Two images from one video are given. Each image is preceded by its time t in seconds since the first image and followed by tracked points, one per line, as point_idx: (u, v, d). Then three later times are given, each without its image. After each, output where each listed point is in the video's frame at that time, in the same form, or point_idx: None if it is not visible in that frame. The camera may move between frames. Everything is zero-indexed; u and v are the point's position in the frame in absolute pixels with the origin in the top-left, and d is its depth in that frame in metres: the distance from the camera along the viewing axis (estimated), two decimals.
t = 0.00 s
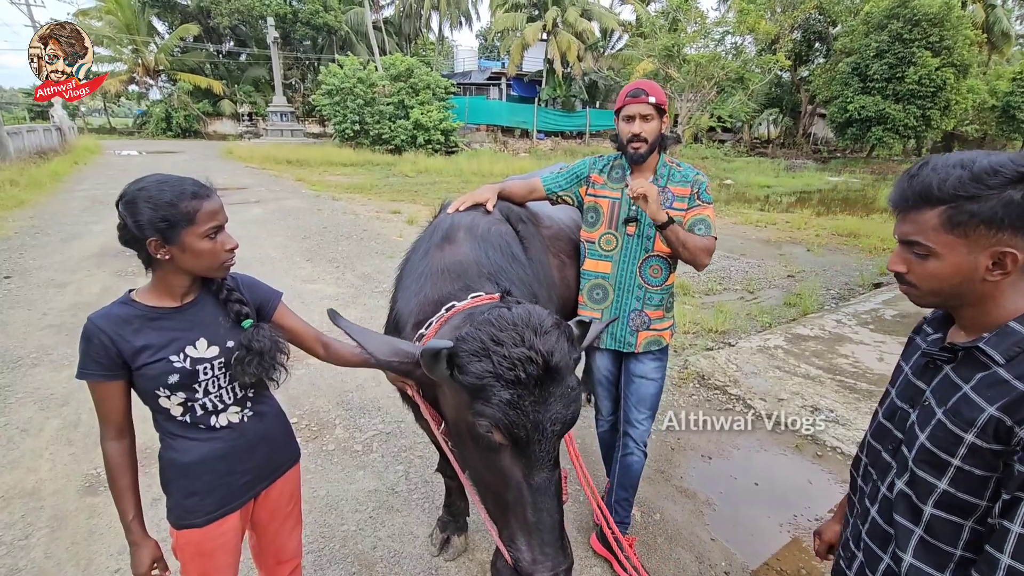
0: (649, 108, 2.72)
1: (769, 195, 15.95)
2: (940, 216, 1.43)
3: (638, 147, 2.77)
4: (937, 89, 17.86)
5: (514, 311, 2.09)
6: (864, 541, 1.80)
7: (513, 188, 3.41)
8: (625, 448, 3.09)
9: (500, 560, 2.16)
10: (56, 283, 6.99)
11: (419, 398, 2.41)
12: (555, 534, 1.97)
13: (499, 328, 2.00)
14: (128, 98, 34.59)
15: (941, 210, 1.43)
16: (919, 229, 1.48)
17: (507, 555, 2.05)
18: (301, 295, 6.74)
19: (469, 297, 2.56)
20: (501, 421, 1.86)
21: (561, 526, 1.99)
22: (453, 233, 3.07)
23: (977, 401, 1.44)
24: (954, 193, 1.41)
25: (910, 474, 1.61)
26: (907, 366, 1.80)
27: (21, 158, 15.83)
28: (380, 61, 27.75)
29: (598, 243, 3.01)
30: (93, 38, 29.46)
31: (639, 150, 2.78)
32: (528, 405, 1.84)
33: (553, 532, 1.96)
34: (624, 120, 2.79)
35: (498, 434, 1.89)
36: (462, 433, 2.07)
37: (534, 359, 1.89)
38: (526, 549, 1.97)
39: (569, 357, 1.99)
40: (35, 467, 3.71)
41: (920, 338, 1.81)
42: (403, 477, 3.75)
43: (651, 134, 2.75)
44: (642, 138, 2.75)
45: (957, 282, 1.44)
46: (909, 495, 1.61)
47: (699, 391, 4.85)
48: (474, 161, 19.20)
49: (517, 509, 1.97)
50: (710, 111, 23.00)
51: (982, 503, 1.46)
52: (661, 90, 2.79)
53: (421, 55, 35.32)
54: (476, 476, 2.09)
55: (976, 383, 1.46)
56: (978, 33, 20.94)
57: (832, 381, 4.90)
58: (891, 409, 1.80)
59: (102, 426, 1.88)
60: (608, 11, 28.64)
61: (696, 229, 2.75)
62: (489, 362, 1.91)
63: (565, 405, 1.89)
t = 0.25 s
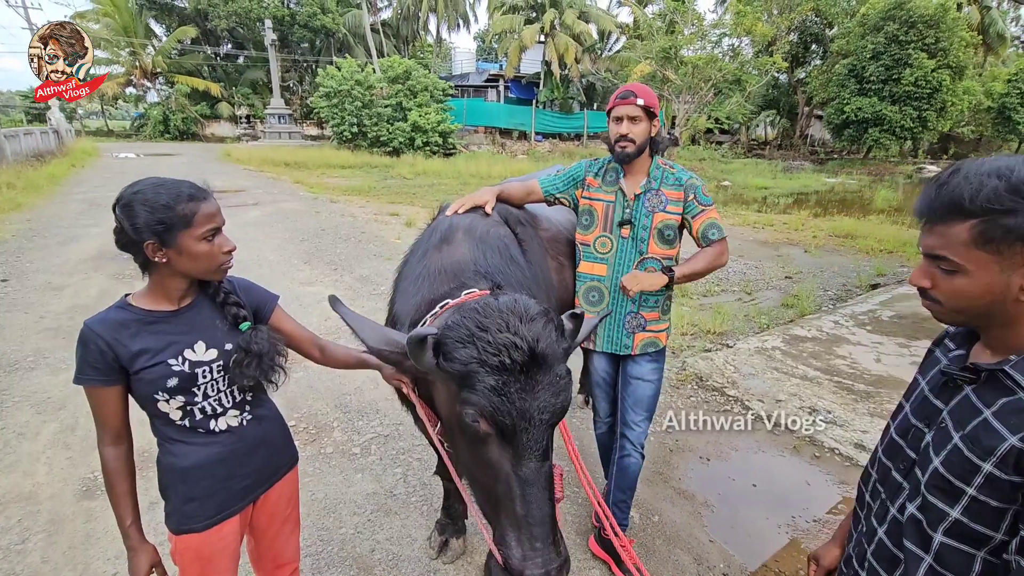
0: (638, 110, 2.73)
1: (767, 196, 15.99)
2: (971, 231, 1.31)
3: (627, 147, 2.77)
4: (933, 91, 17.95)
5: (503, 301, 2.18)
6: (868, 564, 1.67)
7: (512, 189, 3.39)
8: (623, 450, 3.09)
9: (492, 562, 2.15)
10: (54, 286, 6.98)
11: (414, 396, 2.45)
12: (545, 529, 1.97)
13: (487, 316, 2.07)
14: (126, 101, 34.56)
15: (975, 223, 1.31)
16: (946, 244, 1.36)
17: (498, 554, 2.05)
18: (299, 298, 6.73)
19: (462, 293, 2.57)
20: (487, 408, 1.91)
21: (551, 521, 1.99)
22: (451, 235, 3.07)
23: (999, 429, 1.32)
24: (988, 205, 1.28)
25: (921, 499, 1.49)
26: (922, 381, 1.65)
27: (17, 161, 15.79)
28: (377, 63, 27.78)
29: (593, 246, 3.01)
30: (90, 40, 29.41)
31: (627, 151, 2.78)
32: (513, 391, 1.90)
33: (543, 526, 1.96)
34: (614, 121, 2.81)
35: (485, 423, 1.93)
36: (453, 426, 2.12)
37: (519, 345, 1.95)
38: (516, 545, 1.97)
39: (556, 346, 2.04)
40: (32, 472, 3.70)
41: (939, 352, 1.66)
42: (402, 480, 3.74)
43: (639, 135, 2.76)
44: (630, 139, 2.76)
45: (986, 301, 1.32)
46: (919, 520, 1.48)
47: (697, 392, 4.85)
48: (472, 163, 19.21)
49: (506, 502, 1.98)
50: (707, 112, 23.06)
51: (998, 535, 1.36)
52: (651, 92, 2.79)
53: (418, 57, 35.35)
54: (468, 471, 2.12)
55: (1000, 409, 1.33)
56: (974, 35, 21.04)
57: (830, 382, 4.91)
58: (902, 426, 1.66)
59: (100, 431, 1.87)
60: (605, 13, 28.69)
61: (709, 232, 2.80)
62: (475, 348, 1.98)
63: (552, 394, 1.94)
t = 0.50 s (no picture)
0: (636, 111, 2.73)
1: (763, 197, 16.04)
2: (983, 247, 1.29)
3: (625, 148, 2.76)
4: (927, 92, 18.07)
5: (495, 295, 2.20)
6: None
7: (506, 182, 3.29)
8: (620, 451, 3.09)
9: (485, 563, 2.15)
10: (48, 289, 6.94)
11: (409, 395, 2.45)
12: (536, 526, 1.96)
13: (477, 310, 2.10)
14: (121, 103, 34.47)
15: (986, 239, 1.28)
16: (957, 259, 1.34)
17: (491, 554, 2.05)
18: (295, 300, 6.71)
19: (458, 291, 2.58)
20: (476, 402, 1.92)
21: (542, 519, 1.98)
22: (449, 236, 3.07)
23: (1009, 458, 1.28)
24: (1000, 221, 1.26)
25: (930, 523, 1.45)
26: (934, 398, 1.62)
27: (11, 163, 15.72)
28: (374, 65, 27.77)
29: (591, 246, 3.01)
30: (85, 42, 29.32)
31: (626, 152, 2.77)
32: (503, 384, 1.91)
33: (535, 523, 1.96)
34: (609, 122, 2.80)
35: (474, 417, 1.95)
36: (446, 422, 2.14)
37: (508, 338, 1.97)
38: (507, 543, 1.97)
39: (547, 339, 2.05)
40: (26, 476, 3.67)
41: (955, 369, 1.62)
42: (399, 483, 3.73)
43: (637, 135, 2.76)
44: (628, 140, 2.75)
45: (994, 321, 1.30)
46: (926, 543, 1.45)
47: (694, 394, 4.85)
48: (468, 165, 19.22)
49: (497, 498, 1.99)
50: (703, 113, 23.13)
51: (1005, 566, 1.32)
52: (642, 92, 2.79)
53: (415, 59, 35.34)
54: (461, 470, 2.13)
55: (1009, 435, 1.30)
56: (967, 36, 21.18)
57: (827, 383, 4.92)
58: (913, 443, 1.62)
59: (94, 437, 1.85)
60: (601, 15, 28.75)
61: (721, 224, 2.92)
62: (465, 341, 2.01)
63: (543, 387, 1.95)
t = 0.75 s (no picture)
0: (632, 113, 2.74)
1: (758, 198, 16.08)
2: (985, 249, 1.29)
3: (622, 148, 2.76)
4: (921, 92, 18.19)
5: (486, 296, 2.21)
6: None
7: (498, 192, 3.31)
8: (619, 452, 3.09)
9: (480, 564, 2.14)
10: (42, 291, 6.90)
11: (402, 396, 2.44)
12: (530, 526, 1.96)
13: (469, 310, 2.10)
14: (116, 104, 34.36)
15: (990, 242, 1.28)
16: (958, 259, 1.34)
17: (486, 555, 2.04)
18: (290, 301, 6.69)
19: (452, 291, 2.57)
20: (469, 402, 1.93)
21: (537, 518, 1.98)
22: (445, 237, 3.07)
23: (1006, 469, 1.26)
24: (1003, 224, 1.26)
25: (927, 532, 1.44)
26: (936, 406, 1.60)
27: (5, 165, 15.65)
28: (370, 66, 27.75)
29: (588, 250, 3.00)
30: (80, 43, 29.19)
31: (624, 152, 2.76)
32: (495, 383, 1.92)
33: (529, 523, 1.96)
34: (607, 122, 2.79)
35: (467, 417, 1.95)
36: (439, 424, 2.14)
37: (500, 338, 1.98)
38: (502, 544, 1.97)
39: (539, 338, 2.06)
40: (19, 480, 3.65)
41: (958, 377, 1.61)
42: (395, 484, 3.72)
43: (634, 136, 2.76)
44: (626, 140, 2.75)
45: (992, 324, 1.30)
46: (924, 552, 1.44)
47: (691, 394, 4.85)
48: (465, 166, 19.22)
49: (492, 499, 1.98)
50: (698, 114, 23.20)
51: None
52: (638, 92, 2.80)
53: (411, 60, 35.31)
54: (455, 471, 2.13)
55: (1007, 447, 1.27)
56: (960, 37, 21.30)
57: (822, 382, 4.93)
58: (914, 451, 1.61)
59: (87, 441, 1.84)
60: (597, 16, 28.79)
61: (708, 229, 2.95)
62: (456, 341, 2.02)
63: (536, 386, 1.96)
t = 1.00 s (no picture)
0: (627, 113, 2.73)
1: (754, 197, 16.11)
2: (975, 245, 1.29)
3: (617, 149, 2.76)
4: (915, 92, 18.27)
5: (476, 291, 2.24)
6: None
7: (495, 191, 3.31)
8: (612, 452, 3.09)
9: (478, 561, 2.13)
10: (35, 292, 6.86)
11: (395, 395, 2.43)
12: (527, 518, 1.95)
13: (459, 306, 2.13)
14: (110, 104, 34.19)
15: (980, 238, 1.28)
16: (949, 254, 1.35)
17: (483, 550, 2.03)
18: (286, 302, 6.67)
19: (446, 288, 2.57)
20: (462, 395, 1.94)
21: (533, 511, 1.96)
22: (440, 236, 3.07)
23: (1001, 476, 1.26)
24: (997, 219, 1.25)
25: (922, 536, 1.44)
26: (935, 409, 1.60)
27: None
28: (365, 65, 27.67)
29: (583, 250, 3.00)
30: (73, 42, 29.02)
31: (618, 153, 2.77)
32: (488, 376, 1.94)
33: (525, 515, 1.94)
34: (602, 122, 2.80)
35: (461, 412, 1.96)
36: (433, 421, 2.14)
37: (492, 331, 2.01)
38: (499, 538, 1.95)
39: (531, 331, 2.08)
40: (12, 482, 3.63)
41: (958, 380, 1.60)
42: (391, 485, 3.71)
43: (628, 137, 2.76)
44: (621, 141, 2.75)
45: (979, 321, 1.30)
46: (918, 554, 1.45)
47: (686, 393, 4.86)
48: (461, 166, 19.19)
49: (487, 493, 1.97)
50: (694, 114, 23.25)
51: None
52: (634, 92, 2.78)
53: (406, 60, 35.24)
54: (450, 469, 2.13)
55: (1004, 452, 1.27)
56: (954, 37, 21.38)
57: (818, 381, 4.95)
58: (912, 454, 1.61)
59: (78, 445, 1.82)
60: (592, 16, 28.78)
61: (702, 232, 2.95)
62: (448, 335, 2.04)
63: (529, 378, 1.98)
